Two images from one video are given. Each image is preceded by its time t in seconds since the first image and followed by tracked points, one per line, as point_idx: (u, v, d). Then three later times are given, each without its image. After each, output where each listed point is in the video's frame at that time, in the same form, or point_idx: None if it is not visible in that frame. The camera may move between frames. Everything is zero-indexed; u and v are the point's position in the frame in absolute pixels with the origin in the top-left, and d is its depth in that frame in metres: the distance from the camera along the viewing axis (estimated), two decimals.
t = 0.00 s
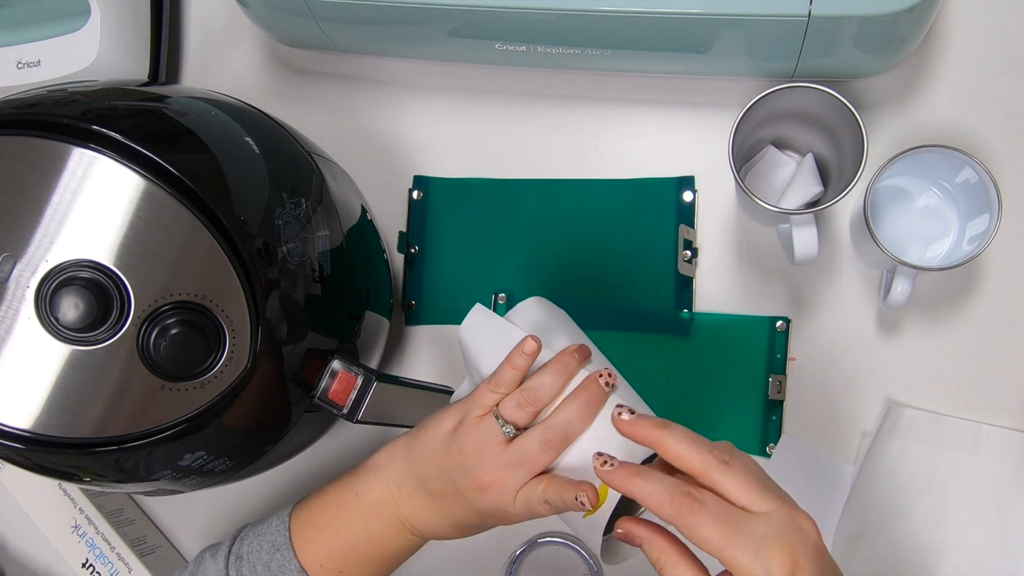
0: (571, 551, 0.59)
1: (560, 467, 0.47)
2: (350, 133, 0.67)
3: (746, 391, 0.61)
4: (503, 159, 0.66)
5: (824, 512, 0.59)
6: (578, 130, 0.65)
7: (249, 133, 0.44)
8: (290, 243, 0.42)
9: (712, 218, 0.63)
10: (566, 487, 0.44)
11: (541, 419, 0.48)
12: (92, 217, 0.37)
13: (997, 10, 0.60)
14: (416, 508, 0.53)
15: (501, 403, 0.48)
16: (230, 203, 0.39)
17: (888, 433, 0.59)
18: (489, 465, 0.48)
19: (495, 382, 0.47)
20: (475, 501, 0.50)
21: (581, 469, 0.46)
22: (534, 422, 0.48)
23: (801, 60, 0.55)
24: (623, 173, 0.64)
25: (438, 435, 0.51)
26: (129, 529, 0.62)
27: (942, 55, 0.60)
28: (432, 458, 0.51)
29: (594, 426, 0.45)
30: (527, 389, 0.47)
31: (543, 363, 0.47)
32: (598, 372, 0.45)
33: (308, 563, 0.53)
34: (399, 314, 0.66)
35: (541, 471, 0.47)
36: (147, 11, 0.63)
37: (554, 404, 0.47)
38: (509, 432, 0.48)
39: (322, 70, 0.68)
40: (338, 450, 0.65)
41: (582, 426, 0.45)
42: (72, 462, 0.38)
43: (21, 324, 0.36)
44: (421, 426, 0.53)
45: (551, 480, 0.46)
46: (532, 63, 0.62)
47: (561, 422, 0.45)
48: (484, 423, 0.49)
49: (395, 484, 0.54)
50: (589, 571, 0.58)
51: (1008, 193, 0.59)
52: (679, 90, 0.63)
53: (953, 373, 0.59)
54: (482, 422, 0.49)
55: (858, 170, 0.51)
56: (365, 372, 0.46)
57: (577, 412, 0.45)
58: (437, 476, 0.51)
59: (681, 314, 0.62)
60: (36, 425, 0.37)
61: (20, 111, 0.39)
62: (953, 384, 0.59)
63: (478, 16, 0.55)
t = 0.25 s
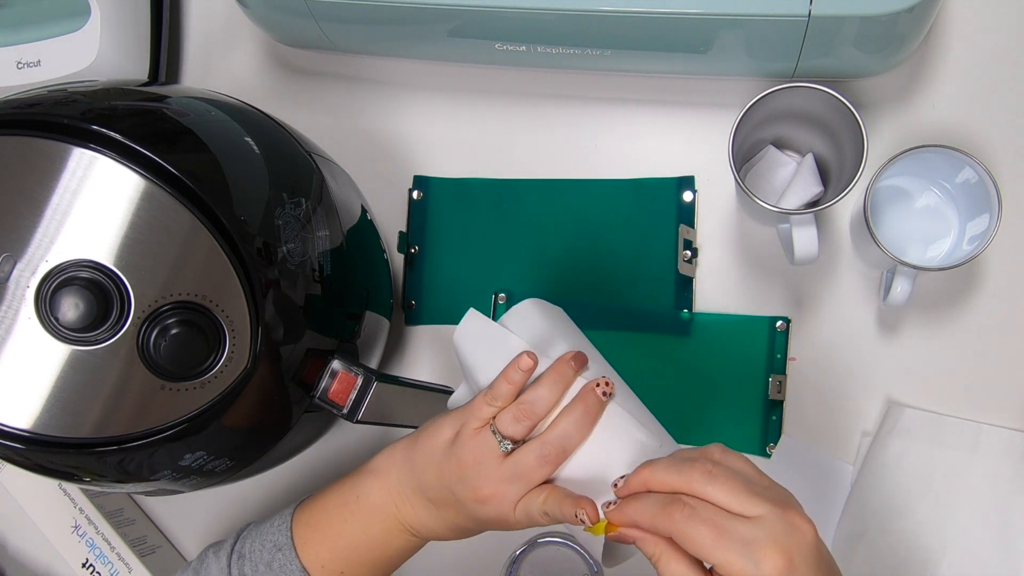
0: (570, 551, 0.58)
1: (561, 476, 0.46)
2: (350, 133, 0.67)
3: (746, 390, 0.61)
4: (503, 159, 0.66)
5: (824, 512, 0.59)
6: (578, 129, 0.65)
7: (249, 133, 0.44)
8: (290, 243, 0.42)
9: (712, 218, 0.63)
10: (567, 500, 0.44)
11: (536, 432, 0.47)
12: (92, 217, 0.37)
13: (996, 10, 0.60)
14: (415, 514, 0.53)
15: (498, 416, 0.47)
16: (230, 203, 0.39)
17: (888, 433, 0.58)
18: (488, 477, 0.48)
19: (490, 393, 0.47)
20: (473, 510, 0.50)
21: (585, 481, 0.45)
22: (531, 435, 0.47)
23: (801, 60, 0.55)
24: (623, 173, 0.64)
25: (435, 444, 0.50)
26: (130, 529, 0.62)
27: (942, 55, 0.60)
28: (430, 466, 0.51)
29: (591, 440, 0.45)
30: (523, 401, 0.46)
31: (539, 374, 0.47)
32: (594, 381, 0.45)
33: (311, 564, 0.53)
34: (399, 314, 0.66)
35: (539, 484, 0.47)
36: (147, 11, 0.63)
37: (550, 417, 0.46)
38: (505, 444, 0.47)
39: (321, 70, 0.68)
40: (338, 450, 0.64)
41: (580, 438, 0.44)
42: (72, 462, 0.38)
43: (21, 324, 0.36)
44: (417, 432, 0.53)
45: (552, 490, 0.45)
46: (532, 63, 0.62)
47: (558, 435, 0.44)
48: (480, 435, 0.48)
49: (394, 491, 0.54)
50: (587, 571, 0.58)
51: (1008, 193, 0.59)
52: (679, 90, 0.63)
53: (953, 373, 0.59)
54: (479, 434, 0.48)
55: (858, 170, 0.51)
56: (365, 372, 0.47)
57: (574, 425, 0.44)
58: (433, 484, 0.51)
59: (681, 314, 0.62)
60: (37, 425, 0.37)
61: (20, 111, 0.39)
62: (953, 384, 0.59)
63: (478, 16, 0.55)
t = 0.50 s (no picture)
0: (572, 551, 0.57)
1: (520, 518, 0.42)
2: (350, 133, 0.67)
3: (746, 391, 0.61)
4: (503, 159, 0.66)
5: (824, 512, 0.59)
6: (578, 129, 0.65)
7: (248, 133, 0.44)
8: (290, 243, 0.42)
9: (712, 219, 0.63)
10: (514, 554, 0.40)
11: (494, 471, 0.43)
12: (92, 217, 0.37)
13: (996, 10, 0.60)
14: (380, 507, 0.52)
15: (454, 455, 0.43)
16: (230, 203, 0.39)
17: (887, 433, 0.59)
18: (439, 503, 0.45)
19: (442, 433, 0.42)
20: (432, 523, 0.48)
21: (540, 525, 0.41)
22: (488, 475, 0.43)
23: (801, 60, 0.55)
24: (623, 173, 0.64)
25: (393, 456, 0.48)
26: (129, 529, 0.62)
27: (942, 55, 0.60)
28: (387, 476, 0.48)
29: (542, 491, 0.40)
30: (475, 444, 0.42)
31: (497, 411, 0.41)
32: (552, 428, 0.39)
33: (279, 549, 0.52)
34: (399, 314, 0.66)
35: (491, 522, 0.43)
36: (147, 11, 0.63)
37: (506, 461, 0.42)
38: (454, 485, 0.44)
39: (321, 70, 0.68)
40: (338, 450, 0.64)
41: (531, 489, 0.40)
42: (71, 462, 0.38)
43: (21, 324, 0.36)
44: (382, 438, 0.49)
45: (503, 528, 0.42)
46: (531, 63, 0.62)
47: (507, 488, 0.40)
48: (435, 464, 0.45)
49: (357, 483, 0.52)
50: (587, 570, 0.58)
51: (1008, 193, 0.59)
52: (680, 90, 0.63)
53: (953, 374, 0.59)
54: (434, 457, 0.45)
55: (858, 170, 0.51)
56: (365, 372, 0.47)
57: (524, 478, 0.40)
58: (392, 490, 0.49)
59: (681, 314, 0.62)
60: (36, 425, 0.37)
61: (20, 111, 0.39)
62: (953, 384, 0.59)
63: (478, 16, 0.55)
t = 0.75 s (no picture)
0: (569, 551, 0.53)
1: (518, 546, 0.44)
2: (350, 133, 0.67)
3: (746, 391, 0.60)
4: (502, 160, 0.66)
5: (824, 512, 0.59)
6: (578, 129, 0.65)
7: (249, 133, 0.44)
8: (290, 243, 0.42)
9: (712, 219, 0.63)
10: None
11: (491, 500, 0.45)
12: (92, 217, 0.37)
13: (996, 10, 0.60)
14: (373, 509, 0.52)
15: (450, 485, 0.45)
16: (230, 203, 0.39)
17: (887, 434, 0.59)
18: (433, 523, 0.46)
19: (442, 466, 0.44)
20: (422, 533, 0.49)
21: (548, 536, 0.43)
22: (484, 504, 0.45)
23: (801, 60, 0.55)
24: (623, 173, 0.64)
25: (390, 469, 0.48)
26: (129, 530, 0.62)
27: (942, 55, 0.60)
28: (383, 488, 0.49)
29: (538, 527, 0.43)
30: (475, 477, 0.43)
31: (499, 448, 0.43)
32: (553, 470, 0.41)
33: (270, 547, 0.51)
34: (399, 314, 0.66)
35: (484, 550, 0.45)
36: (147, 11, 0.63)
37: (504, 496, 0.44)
38: (450, 512, 0.45)
39: (321, 70, 0.68)
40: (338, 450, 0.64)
41: (526, 527, 0.42)
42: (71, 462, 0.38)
43: (21, 324, 0.36)
44: (379, 448, 0.50)
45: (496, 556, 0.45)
46: (531, 63, 0.62)
47: (505, 524, 0.42)
48: (431, 487, 0.46)
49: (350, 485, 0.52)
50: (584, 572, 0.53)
51: (1008, 193, 0.59)
52: (680, 90, 0.63)
53: (953, 373, 0.59)
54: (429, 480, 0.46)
55: (858, 170, 0.51)
56: (365, 372, 0.47)
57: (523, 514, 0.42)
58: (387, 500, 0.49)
59: (681, 314, 0.62)
60: (37, 425, 0.37)
61: (20, 111, 0.39)
62: (952, 384, 0.59)
63: (478, 16, 0.55)
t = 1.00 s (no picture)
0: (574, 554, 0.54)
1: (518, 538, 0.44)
2: (350, 133, 0.67)
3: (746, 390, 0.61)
4: (503, 160, 0.66)
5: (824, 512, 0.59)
6: (578, 129, 0.65)
7: (249, 133, 0.44)
8: (290, 243, 0.42)
9: (712, 219, 0.63)
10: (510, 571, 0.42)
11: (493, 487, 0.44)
12: (92, 217, 0.37)
13: (996, 11, 0.60)
14: (381, 507, 0.52)
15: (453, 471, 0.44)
16: (230, 203, 0.39)
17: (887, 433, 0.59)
18: (438, 514, 0.46)
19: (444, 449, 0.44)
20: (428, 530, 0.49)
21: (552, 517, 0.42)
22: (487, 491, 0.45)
23: (801, 60, 0.55)
24: (623, 173, 0.64)
25: (394, 462, 0.48)
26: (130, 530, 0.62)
27: (942, 56, 0.60)
28: (388, 482, 0.49)
29: (539, 512, 0.42)
30: (477, 461, 0.43)
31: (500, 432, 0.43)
32: (553, 452, 0.41)
33: (280, 548, 0.52)
34: (399, 314, 0.66)
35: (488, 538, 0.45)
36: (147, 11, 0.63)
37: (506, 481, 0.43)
38: (453, 499, 0.45)
39: (321, 70, 0.68)
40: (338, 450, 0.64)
41: (527, 511, 0.42)
42: (71, 462, 0.38)
43: (21, 324, 0.36)
44: (383, 443, 0.50)
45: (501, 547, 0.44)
46: (532, 63, 0.62)
47: (505, 508, 0.42)
48: (435, 475, 0.45)
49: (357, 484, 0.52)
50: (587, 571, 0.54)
51: (1008, 193, 0.59)
52: (680, 90, 0.63)
53: (953, 373, 0.59)
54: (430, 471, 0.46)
55: (858, 170, 0.51)
56: (365, 372, 0.47)
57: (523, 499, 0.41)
58: (393, 494, 0.49)
59: (682, 314, 0.62)
60: (37, 425, 0.37)
61: (20, 111, 0.39)
62: (952, 385, 0.59)
63: (478, 16, 0.55)
